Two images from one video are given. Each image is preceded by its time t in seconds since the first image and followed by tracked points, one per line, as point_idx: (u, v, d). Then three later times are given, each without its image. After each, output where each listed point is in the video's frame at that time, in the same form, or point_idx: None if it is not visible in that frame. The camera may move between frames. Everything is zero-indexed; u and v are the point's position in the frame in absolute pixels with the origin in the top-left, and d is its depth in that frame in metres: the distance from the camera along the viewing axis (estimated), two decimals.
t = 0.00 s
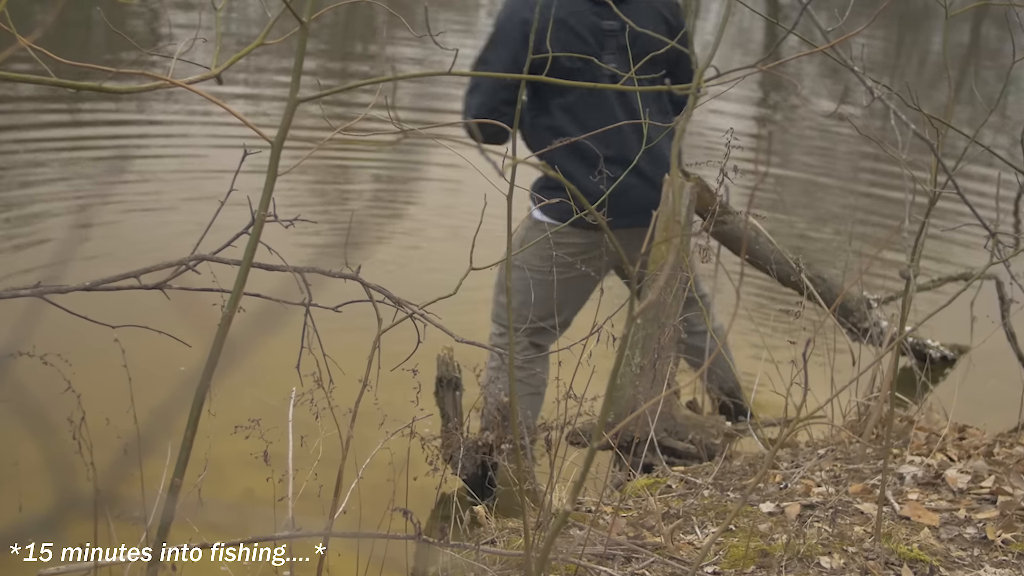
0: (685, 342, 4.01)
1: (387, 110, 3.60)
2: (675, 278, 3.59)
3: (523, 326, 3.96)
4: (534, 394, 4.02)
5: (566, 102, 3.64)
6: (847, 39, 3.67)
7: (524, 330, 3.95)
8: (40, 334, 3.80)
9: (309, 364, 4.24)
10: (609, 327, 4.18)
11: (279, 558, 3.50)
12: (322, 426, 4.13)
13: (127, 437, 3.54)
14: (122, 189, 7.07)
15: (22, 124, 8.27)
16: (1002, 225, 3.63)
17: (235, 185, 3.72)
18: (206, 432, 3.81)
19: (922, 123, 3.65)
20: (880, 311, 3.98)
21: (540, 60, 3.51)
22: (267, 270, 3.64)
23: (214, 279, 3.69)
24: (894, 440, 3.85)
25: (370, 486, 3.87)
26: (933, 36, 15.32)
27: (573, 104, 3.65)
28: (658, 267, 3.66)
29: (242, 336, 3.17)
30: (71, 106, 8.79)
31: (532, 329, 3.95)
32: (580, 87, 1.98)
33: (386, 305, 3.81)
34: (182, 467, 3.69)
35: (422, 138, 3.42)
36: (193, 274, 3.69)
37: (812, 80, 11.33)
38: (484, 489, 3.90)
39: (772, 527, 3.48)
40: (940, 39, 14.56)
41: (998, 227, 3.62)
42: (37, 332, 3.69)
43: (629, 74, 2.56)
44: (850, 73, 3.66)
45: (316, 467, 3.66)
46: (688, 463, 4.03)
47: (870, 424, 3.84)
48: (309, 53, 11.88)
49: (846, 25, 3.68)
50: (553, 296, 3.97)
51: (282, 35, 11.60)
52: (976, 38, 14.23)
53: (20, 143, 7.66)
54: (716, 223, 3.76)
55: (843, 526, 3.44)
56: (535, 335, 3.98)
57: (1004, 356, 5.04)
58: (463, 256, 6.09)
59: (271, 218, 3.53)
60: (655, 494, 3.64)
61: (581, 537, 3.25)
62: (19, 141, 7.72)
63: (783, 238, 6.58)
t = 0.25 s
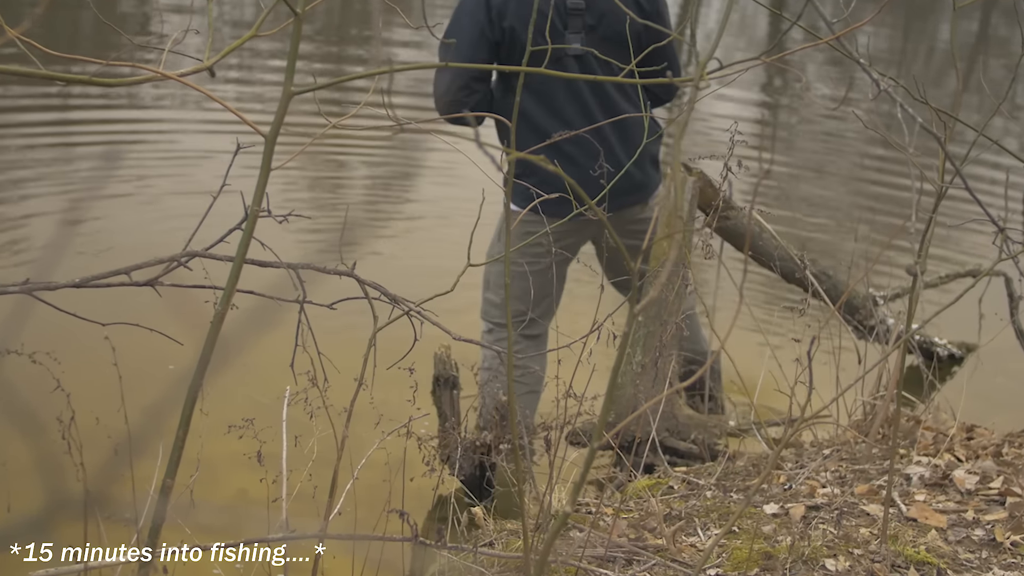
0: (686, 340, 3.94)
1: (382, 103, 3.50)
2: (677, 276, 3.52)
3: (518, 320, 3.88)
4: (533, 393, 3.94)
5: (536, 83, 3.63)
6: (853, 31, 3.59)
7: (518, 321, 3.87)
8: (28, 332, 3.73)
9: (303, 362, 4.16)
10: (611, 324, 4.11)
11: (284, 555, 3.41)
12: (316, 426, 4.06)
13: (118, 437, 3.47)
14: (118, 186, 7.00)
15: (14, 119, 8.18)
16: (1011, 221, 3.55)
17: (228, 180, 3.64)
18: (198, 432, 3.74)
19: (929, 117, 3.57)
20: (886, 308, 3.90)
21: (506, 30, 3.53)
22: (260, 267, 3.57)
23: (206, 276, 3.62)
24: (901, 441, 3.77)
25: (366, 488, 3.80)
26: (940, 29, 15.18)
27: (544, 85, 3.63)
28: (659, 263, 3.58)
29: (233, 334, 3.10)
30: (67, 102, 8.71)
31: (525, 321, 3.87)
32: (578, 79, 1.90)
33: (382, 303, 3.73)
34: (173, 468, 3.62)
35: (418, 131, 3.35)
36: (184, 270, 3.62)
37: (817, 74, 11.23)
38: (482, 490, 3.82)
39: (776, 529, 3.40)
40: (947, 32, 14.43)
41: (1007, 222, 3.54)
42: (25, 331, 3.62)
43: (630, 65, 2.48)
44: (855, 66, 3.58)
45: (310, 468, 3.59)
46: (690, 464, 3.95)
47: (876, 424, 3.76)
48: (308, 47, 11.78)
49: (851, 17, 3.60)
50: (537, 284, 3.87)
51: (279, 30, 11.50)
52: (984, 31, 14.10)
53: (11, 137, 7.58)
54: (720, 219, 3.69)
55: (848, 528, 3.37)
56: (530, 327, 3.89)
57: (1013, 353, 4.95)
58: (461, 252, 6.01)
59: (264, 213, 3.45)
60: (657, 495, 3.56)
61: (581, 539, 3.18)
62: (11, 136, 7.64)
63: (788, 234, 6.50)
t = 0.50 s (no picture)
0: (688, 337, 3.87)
1: (378, 96, 3.44)
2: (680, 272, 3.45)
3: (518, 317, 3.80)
4: (532, 392, 3.87)
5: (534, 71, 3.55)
6: (858, 22, 3.51)
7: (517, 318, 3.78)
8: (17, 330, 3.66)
9: (298, 361, 4.10)
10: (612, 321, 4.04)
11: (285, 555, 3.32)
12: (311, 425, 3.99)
13: (108, 437, 3.40)
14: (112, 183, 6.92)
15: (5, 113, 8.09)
16: (1020, 216, 3.48)
17: (221, 174, 3.57)
18: (190, 432, 3.67)
19: (936, 110, 3.50)
20: (893, 306, 3.84)
21: (507, 6, 3.46)
22: (254, 263, 3.49)
23: (199, 272, 3.54)
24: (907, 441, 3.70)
25: (361, 488, 3.73)
26: (947, 22, 15.07)
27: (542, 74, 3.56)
28: (661, 260, 3.51)
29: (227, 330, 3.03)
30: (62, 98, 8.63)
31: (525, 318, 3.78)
32: (579, 70, 1.83)
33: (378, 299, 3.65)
34: (164, 468, 3.55)
35: (414, 123, 3.27)
36: (176, 266, 3.54)
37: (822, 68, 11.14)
38: (480, 491, 3.75)
39: (781, 531, 3.33)
40: (953, 26, 14.32)
41: (1016, 217, 3.47)
42: (13, 329, 3.55)
43: (632, 57, 2.41)
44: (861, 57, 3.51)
45: (305, 469, 3.52)
46: (693, 464, 3.88)
47: (883, 424, 3.68)
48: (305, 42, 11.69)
49: (857, 8, 3.53)
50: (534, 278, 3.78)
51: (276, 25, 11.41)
52: (991, 25, 13.99)
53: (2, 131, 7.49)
54: (723, 214, 3.63)
55: (854, 530, 3.29)
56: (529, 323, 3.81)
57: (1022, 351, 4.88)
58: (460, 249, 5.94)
59: (258, 208, 3.38)
60: (658, 496, 3.49)
61: (581, 541, 3.10)
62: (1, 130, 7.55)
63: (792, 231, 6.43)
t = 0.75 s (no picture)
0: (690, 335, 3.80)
1: (374, 88, 3.31)
2: (682, 268, 3.38)
3: (516, 312, 3.72)
4: (531, 391, 3.80)
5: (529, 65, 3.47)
6: (864, 13, 3.44)
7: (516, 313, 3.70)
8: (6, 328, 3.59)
9: (293, 359, 4.03)
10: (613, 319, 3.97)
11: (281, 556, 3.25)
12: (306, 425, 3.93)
13: (98, 436, 3.33)
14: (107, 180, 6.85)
15: None
16: None
17: (213, 168, 3.49)
18: (182, 432, 3.60)
19: (943, 103, 3.42)
20: (898, 302, 3.80)
21: None
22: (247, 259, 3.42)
23: (191, 269, 3.47)
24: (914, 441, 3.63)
25: (357, 490, 3.66)
26: (951, 16, 14.96)
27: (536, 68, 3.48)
28: (663, 256, 3.44)
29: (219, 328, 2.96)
30: (57, 95, 8.56)
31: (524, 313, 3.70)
32: (577, 62, 1.76)
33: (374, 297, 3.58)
34: (156, 469, 3.48)
35: (410, 116, 3.19)
36: (168, 263, 3.47)
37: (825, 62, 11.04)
38: (478, 492, 3.68)
39: (784, 533, 3.26)
40: (958, 19, 14.21)
41: None
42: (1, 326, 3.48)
43: (633, 49, 2.34)
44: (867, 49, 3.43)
45: (299, 469, 3.45)
46: (695, 464, 3.81)
47: (889, 423, 3.61)
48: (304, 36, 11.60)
49: None
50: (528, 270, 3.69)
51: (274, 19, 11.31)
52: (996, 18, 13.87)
53: None
54: (726, 209, 3.56)
55: (859, 532, 3.22)
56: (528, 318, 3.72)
57: None
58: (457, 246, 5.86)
59: (251, 203, 3.30)
60: (660, 497, 3.42)
61: (580, 543, 3.03)
62: None
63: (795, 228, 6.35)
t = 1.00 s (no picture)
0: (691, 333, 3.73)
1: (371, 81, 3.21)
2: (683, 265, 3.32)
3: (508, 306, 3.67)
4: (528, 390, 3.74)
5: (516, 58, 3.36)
6: (869, 4, 3.37)
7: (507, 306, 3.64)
8: None
9: (287, 358, 3.97)
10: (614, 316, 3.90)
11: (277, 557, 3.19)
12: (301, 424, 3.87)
13: (88, 436, 3.26)
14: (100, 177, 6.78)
15: None
16: None
17: (206, 163, 3.42)
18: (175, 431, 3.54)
19: (950, 96, 3.36)
20: (905, 299, 3.76)
21: None
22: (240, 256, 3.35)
23: (183, 265, 3.40)
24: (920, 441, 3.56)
25: (353, 491, 3.59)
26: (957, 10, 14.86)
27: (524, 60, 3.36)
28: (664, 252, 3.37)
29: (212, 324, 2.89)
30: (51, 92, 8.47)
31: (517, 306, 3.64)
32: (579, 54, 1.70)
33: (369, 294, 3.50)
34: (148, 469, 3.41)
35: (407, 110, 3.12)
36: (160, 259, 3.40)
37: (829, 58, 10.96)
38: (476, 493, 3.61)
39: (789, 535, 3.19)
40: (963, 14, 14.11)
41: None
42: None
43: (634, 42, 2.28)
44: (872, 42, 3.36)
45: (294, 470, 3.38)
46: (697, 465, 3.74)
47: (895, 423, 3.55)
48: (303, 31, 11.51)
49: None
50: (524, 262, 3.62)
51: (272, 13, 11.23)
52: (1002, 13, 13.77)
53: None
54: (728, 205, 3.50)
55: (865, 534, 3.15)
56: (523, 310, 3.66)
57: None
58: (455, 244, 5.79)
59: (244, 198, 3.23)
60: (661, 498, 3.35)
61: (580, 545, 2.97)
62: None
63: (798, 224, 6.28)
